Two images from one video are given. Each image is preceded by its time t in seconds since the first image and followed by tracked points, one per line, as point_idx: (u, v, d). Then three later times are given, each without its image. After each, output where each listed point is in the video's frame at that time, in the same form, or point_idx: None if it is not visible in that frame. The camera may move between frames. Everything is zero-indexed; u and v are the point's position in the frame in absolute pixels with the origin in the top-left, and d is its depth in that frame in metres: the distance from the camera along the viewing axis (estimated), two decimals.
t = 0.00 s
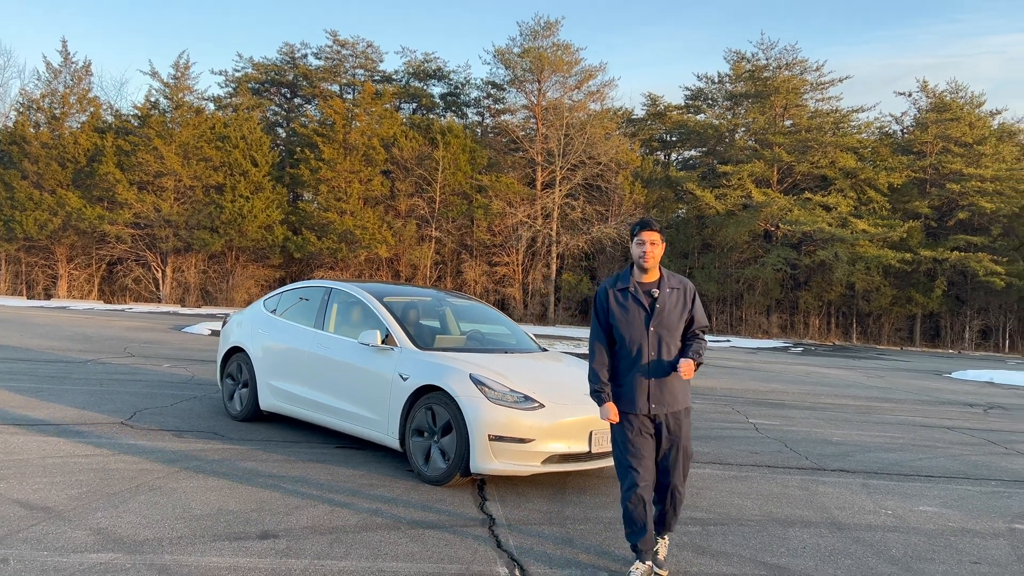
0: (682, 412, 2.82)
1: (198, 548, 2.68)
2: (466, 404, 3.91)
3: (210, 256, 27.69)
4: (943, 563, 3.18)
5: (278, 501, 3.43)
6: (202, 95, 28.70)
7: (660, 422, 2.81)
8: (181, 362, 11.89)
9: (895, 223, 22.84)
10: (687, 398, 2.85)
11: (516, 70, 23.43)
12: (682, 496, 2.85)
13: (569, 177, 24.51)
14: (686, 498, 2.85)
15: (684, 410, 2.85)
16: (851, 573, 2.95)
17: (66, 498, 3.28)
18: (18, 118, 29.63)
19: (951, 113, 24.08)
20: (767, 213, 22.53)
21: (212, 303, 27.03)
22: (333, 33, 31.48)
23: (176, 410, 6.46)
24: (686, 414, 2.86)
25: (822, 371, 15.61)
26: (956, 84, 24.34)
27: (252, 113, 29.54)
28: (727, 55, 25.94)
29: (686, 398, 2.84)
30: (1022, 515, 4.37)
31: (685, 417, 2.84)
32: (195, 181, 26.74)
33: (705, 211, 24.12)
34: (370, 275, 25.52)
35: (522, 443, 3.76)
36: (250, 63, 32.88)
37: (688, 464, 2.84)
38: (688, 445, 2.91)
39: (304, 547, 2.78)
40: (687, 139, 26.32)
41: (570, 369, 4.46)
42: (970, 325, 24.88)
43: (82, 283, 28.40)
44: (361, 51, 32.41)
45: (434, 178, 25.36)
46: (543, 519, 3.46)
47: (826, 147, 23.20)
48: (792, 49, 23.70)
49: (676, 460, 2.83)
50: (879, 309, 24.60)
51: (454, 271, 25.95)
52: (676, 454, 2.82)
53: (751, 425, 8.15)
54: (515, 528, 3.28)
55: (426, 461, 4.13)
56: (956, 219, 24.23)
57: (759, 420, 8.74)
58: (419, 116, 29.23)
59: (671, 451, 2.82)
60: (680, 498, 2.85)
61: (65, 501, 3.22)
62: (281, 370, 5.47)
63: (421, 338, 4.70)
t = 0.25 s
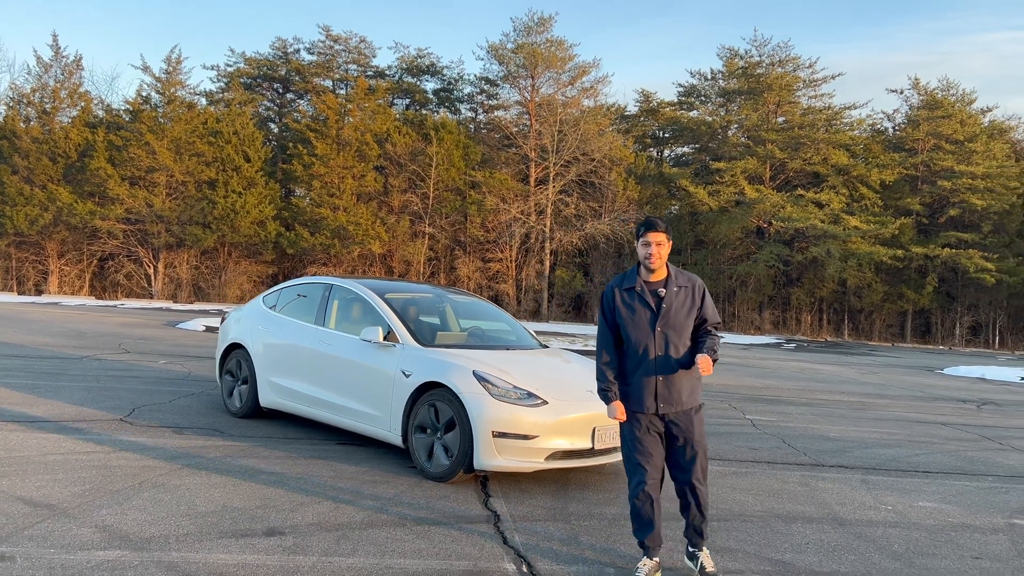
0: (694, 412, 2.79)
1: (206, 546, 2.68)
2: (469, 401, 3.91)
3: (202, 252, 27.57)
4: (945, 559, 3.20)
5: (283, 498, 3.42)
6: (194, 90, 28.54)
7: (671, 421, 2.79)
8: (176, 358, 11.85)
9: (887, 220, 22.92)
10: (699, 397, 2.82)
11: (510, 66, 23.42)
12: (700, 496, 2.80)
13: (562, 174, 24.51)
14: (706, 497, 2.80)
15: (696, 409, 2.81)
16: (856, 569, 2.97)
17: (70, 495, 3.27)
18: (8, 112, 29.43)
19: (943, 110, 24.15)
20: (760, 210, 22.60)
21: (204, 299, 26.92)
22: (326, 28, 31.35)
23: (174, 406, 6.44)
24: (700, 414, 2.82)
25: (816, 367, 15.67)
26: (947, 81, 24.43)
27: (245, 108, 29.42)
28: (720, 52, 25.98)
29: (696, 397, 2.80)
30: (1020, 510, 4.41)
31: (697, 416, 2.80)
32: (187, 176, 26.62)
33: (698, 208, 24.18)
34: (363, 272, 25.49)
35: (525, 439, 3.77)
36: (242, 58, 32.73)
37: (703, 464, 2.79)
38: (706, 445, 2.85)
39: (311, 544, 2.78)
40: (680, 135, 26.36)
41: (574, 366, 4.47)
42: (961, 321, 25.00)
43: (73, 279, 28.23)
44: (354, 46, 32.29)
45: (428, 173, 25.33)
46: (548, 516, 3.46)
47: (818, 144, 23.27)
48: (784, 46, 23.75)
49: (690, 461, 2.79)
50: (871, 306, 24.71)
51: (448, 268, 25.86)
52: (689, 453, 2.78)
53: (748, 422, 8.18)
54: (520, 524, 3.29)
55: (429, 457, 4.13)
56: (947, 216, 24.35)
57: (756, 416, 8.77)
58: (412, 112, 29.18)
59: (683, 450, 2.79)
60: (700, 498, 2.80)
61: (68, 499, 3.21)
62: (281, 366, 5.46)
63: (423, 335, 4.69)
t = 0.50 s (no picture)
0: (708, 413, 2.74)
1: (212, 543, 2.68)
2: (473, 398, 3.92)
3: (195, 248, 27.44)
4: (947, 554, 3.22)
5: (287, 495, 3.42)
6: (186, 85, 28.38)
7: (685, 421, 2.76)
8: (173, 355, 11.81)
9: (879, 217, 23.00)
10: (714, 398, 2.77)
11: (503, 62, 23.40)
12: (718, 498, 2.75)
13: (556, 170, 24.49)
14: (725, 500, 2.73)
15: (712, 410, 2.77)
16: (859, 565, 2.98)
17: (74, 492, 3.26)
18: None
19: (934, 107, 24.20)
20: (753, 206, 22.66)
21: (197, 295, 26.80)
22: (319, 23, 31.22)
23: (173, 404, 6.42)
24: (715, 415, 2.76)
25: (810, 363, 15.73)
26: (939, 78, 24.50)
27: (237, 103, 29.30)
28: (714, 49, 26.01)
29: (711, 398, 2.75)
30: (1017, 506, 4.45)
31: (713, 418, 2.75)
32: (179, 172, 26.51)
33: (691, 204, 24.22)
34: (356, 268, 25.42)
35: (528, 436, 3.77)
36: (235, 54, 32.56)
37: (720, 464, 2.73)
38: (724, 447, 2.79)
39: (317, 540, 2.79)
40: (674, 132, 26.38)
41: (576, 364, 4.48)
42: (952, 317, 25.10)
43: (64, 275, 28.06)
44: (347, 42, 32.15)
45: (421, 169, 25.28)
46: (552, 512, 3.47)
47: (811, 141, 23.32)
48: (778, 43, 23.79)
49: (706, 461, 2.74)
50: (863, 302, 24.79)
51: (441, 264, 25.84)
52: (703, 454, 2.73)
53: (745, 418, 8.21)
54: (524, 521, 3.29)
55: (432, 454, 4.13)
56: (938, 213, 24.44)
57: (753, 412, 8.81)
58: (406, 108, 29.12)
59: (698, 451, 2.74)
60: (719, 500, 2.73)
61: (72, 496, 3.20)
62: (281, 363, 5.45)
63: (424, 332, 4.70)
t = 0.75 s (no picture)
0: (727, 415, 2.71)
1: (218, 541, 2.68)
2: (476, 396, 3.92)
3: (188, 245, 27.34)
4: (949, 551, 3.24)
5: (292, 493, 3.42)
6: (179, 81, 28.26)
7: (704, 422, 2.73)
8: (169, 353, 11.79)
9: (872, 214, 23.08)
10: (736, 399, 2.73)
11: (497, 59, 23.38)
12: (736, 501, 2.71)
13: (550, 167, 24.48)
14: (736, 504, 2.71)
15: (732, 412, 2.73)
16: (863, 561, 3.00)
17: (76, 491, 3.25)
18: None
19: (927, 105, 24.23)
20: (747, 204, 22.71)
21: (190, 293, 26.72)
22: (312, 19, 31.09)
23: (171, 401, 6.40)
24: (735, 418, 2.73)
25: (805, 360, 15.78)
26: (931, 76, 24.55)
27: (230, 99, 29.20)
28: (707, 46, 26.02)
29: (732, 399, 2.71)
30: (1015, 502, 4.47)
31: (734, 420, 2.72)
32: (172, 169, 26.40)
33: (685, 201, 24.27)
34: (350, 265, 25.38)
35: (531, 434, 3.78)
36: (227, 50, 32.44)
37: (735, 468, 2.70)
38: (742, 451, 2.75)
39: (322, 538, 2.79)
40: (667, 129, 26.43)
41: (579, 362, 4.49)
42: (944, 314, 25.22)
43: (57, 272, 27.92)
44: (341, 38, 32.03)
45: (416, 166, 25.26)
46: (555, 510, 3.47)
47: (805, 138, 23.36)
48: (771, 41, 23.82)
49: (724, 463, 2.71)
50: (856, 299, 24.87)
51: (435, 261, 25.83)
52: (719, 457, 2.71)
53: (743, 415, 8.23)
54: (527, 518, 3.30)
55: (434, 452, 4.14)
56: (931, 211, 24.54)
57: (750, 409, 8.83)
58: (399, 105, 29.07)
59: (714, 453, 2.71)
60: (729, 503, 2.71)
61: (75, 494, 3.19)
62: (280, 361, 5.45)
63: (425, 329, 4.69)
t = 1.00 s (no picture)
0: (748, 414, 2.68)
1: (220, 539, 2.66)
2: (476, 393, 3.91)
3: (182, 242, 27.25)
4: (949, 547, 3.25)
5: (294, 491, 3.41)
6: (172, 77, 28.11)
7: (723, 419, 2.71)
8: (165, 350, 11.74)
9: (866, 211, 23.13)
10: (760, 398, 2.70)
11: (491, 55, 23.33)
12: (748, 500, 2.69)
13: (545, 164, 24.46)
14: (747, 504, 2.69)
15: (753, 411, 2.70)
16: (865, 557, 3.00)
17: (76, 489, 3.23)
18: None
19: (920, 102, 24.24)
20: (741, 201, 22.75)
21: (184, 290, 26.64)
22: (305, 14, 30.92)
23: (169, 399, 6.38)
24: (756, 418, 2.70)
25: (800, 357, 15.83)
26: (925, 74, 24.59)
27: (223, 96, 29.07)
28: (702, 43, 26.02)
29: (755, 398, 2.68)
30: (1014, 498, 4.49)
31: (754, 419, 2.69)
32: (166, 165, 26.30)
33: (679, 198, 24.30)
34: (345, 262, 25.32)
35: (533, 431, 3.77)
36: (221, 46, 32.28)
37: (750, 468, 2.68)
38: (759, 452, 2.73)
39: (325, 536, 2.78)
40: (661, 126, 26.45)
41: (580, 360, 4.48)
42: (936, 311, 25.34)
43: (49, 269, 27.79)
44: (335, 34, 31.87)
45: (410, 163, 25.19)
46: (557, 506, 3.47)
47: (799, 136, 23.38)
48: (765, 38, 23.81)
49: (739, 462, 2.69)
50: (849, 297, 24.95)
51: (430, 258, 25.83)
52: (734, 455, 2.69)
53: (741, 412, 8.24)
54: (530, 515, 3.29)
55: (434, 449, 4.13)
56: (924, 208, 24.62)
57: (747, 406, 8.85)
58: (393, 101, 28.99)
59: (729, 451, 2.69)
60: (740, 503, 2.69)
61: (75, 492, 3.17)
62: (278, 358, 5.42)
63: (425, 327, 4.67)
